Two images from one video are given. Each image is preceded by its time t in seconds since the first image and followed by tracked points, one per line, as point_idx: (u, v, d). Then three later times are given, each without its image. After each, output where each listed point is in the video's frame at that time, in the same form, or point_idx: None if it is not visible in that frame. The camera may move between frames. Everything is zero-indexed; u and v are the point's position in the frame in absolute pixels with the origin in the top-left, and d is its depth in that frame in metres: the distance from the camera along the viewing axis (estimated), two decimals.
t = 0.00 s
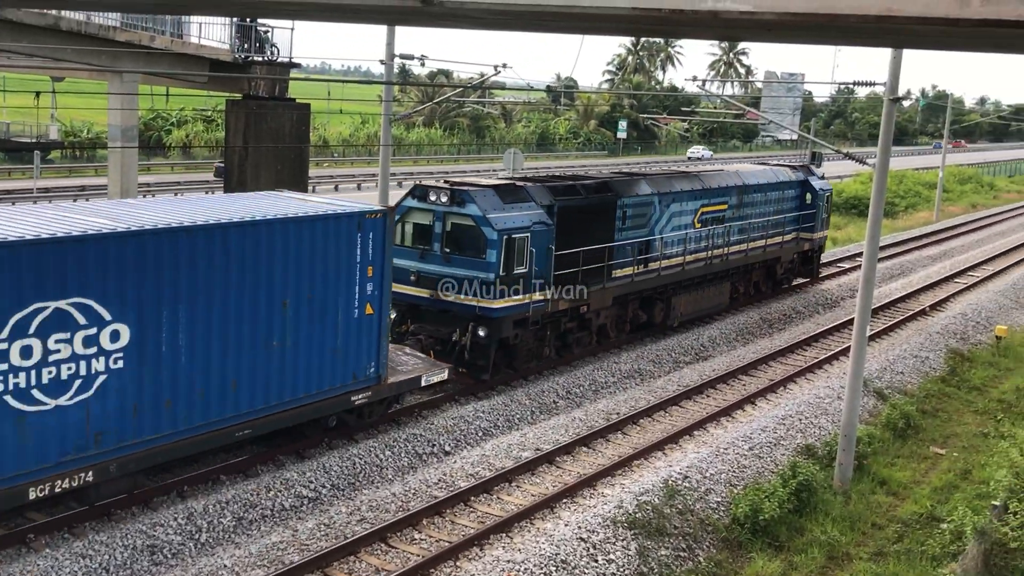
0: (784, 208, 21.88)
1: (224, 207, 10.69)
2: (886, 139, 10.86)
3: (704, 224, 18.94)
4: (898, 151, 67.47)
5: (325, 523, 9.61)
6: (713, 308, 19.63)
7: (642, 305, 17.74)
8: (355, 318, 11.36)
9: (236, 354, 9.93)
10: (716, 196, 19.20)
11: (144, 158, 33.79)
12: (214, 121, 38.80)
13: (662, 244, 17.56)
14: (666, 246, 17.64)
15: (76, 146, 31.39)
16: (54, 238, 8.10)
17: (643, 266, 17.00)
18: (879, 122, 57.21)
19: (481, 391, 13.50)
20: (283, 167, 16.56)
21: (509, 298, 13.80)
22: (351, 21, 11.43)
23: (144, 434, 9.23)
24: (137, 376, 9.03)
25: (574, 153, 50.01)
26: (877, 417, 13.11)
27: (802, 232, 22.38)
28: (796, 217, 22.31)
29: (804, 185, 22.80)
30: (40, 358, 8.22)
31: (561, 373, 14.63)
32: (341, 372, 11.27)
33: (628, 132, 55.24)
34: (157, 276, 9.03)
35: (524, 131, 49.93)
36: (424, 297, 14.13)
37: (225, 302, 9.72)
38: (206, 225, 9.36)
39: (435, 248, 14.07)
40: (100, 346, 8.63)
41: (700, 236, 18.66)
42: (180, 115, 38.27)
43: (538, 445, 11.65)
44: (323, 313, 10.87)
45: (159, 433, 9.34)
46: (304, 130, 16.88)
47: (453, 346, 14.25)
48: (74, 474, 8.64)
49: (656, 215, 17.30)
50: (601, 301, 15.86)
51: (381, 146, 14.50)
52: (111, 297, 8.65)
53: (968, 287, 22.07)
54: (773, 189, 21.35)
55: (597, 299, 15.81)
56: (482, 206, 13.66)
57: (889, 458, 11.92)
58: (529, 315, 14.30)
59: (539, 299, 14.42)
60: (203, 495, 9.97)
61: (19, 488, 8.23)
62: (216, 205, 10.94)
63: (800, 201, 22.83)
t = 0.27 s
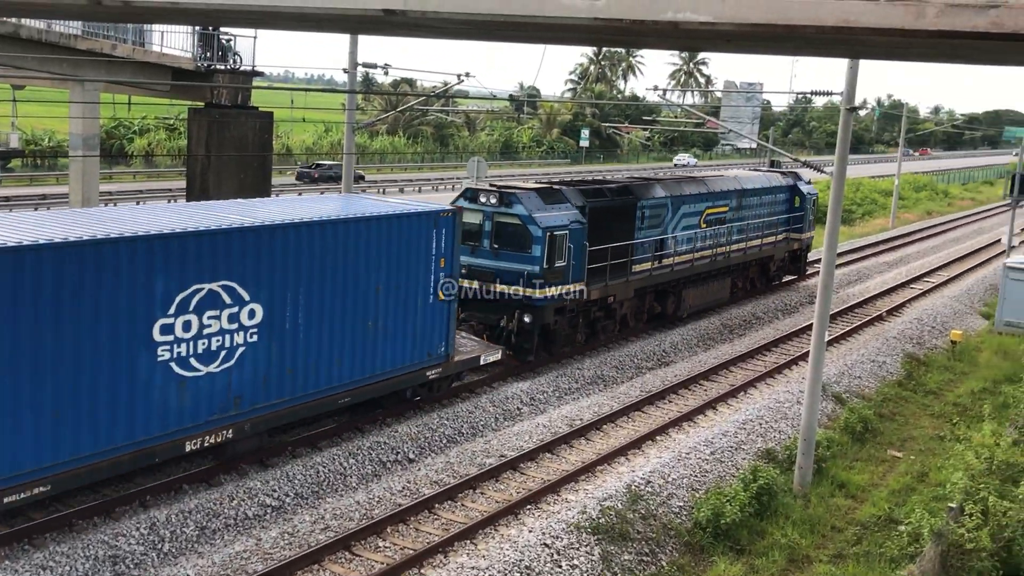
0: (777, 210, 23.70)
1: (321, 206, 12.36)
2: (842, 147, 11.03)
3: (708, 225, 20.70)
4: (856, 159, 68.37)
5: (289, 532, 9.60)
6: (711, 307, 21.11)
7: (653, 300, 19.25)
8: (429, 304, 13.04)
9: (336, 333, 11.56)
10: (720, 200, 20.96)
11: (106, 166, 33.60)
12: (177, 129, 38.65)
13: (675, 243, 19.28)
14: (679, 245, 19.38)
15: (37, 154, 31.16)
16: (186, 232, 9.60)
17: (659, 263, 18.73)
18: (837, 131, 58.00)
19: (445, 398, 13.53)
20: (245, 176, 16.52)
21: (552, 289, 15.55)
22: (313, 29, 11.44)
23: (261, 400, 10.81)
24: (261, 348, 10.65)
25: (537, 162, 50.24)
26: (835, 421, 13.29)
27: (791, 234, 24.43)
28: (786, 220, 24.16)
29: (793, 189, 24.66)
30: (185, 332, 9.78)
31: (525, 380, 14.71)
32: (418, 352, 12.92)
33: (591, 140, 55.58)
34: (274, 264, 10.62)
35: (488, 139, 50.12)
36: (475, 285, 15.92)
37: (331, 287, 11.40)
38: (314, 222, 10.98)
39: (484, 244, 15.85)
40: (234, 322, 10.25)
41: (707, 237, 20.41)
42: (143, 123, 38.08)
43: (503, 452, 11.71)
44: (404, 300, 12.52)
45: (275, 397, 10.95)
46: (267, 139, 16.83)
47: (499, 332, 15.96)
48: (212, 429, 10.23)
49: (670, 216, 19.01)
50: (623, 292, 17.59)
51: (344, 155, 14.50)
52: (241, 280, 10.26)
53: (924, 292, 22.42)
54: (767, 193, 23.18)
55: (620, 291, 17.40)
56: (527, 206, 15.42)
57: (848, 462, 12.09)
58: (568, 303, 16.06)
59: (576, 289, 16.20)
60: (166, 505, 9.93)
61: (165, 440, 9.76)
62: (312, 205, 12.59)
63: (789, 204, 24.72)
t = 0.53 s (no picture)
0: (771, 213, 25.20)
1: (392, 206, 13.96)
2: (806, 157, 11.12)
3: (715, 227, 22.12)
4: (822, 167, 68.99)
5: (255, 542, 9.53)
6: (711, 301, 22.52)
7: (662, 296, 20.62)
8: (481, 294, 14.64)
9: (409, 318, 13.15)
10: (726, 203, 22.43)
11: (71, 173, 33.31)
12: (144, 137, 38.43)
13: (685, 244, 20.64)
14: (689, 245, 20.73)
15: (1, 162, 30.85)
16: (296, 226, 11.11)
17: (672, 260, 20.08)
18: (802, 140, 58.55)
19: (413, 406, 13.51)
20: (211, 183, 16.44)
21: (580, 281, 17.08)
22: (280, 37, 11.40)
23: (353, 374, 12.41)
24: (354, 331, 12.25)
25: (505, 169, 50.32)
26: (801, 428, 13.38)
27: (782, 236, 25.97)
28: (781, 223, 25.73)
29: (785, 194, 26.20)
30: (295, 315, 11.34)
31: (494, 388, 14.72)
32: (471, 337, 14.52)
33: (559, 149, 55.76)
34: (367, 256, 12.19)
35: (456, 147, 50.15)
36: (516, 281, 17.50)
37: (409, 277, 13.00)
38: (388, 221, 12.35)
39: (523, 243, 17.37)
40: (336, 307, 11.85)
41: (712, 238, 21.80)
42: (109, 131, 37.82)
43: (471, 460, 11.70)
44: (462, 290, 14.10)
45: (364, 372, 12.56)
46: (233, 146, 16.77)
47: (536, 321, 17.53)
48: (316, 398, 11.81)
49: (681, 219, 20.35)
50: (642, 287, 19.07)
51: (311, 163, 14.46)
52: (341, 270, 11.84)
53: (888, 300, 22.64)
54: (764, 198, 24.70)
55: (637, 285, 18.83)
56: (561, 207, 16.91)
57: (814, 468, 12.18)
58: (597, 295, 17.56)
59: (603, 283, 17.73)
60: (131, 516, 9.83)
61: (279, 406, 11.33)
62: (377, 205, 14.12)
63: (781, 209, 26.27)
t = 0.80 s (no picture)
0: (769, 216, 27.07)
1: (452, 206, 15.77)
2: (778, 164, 11.21)
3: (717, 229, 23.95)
4: (795, 174, 69.52)
5: (230, 551, 9.49)
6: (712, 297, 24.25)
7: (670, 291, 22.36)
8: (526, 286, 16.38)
9: (465, 306, 14.85)
10: (727, 207, 24.30)
11: (44, 181, 33.14)
12: (118, 144, 38.28)
13: (693, 245, 22.48)
14: (696, 246, 22.55)
15: None
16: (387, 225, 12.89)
17: (682, 259, 21.89)
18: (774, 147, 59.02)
19: (388, 414, 13.51)
20: (186, 191, 16.44)
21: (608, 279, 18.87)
22: (254, 44, 11.39)
23: (425, 354, 14.16)
24: (423, 316, 13.96)
25: (480, 177, 50.41)
26: (775, 432, 13.47)
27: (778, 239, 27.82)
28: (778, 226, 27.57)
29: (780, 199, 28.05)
30: (381, 301, 13.01)
31: (469, 395, 14.74)
32: (516, 324, 16.22)
33: (534, 156, 55.91)
34: (433, 251, 13.89)
35: (432, 155, 50.23)
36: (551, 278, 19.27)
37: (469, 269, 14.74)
38: (456, 221, 14.16)
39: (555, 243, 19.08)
40: (413, 295, 13.59)
41: (716, 240, 23.62)
42: (82, 139, 37.65)
43: (446, 467, 11.71)
44: (513, 282, 15.82)
45: (433, 352, 14.31)
46: (207, 154, 16.78)
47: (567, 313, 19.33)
48: (398, 374, 13.54)
49: (689, 222, 22.19)
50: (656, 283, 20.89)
51: (286, 170, 14.44)
52: (418, 262, 13.59)
53: (860, 305, 22.83)
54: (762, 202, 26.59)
55: (654, 281, 20.69)
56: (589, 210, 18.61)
57: (787, 473, 12.26)
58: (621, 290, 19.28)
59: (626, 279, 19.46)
60: (104, 526, 9.76)
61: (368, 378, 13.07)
62: (439, 205, 15.91)
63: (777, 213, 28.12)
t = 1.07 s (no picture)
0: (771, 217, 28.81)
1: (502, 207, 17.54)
2: (758, 168, 11.28)
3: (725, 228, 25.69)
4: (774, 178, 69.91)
5: (213, 560, 9.45)
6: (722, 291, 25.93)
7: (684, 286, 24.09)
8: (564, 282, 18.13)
9: (510, 300, 16.40)
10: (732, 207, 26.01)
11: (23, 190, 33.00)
12: (97, 153, 38.18)
13: (703, 243, 24.21)
14: (706, 244, 24.29)
15: None
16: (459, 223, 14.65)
17: (695, 256, 23.60)
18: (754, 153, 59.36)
19: (371, 421, 13.50)
20: (167, 199, 16.47)
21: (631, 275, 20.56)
22: (233, 52, 11.38)
23: (482, 340, 15.81)
24: (481, 306, 15.62)
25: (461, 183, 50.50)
26: (756, 435, 13.53)
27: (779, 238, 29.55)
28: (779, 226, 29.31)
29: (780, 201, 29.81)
30: (448, 290, 14.64)
31: (452, 401, 14.75)
32: (556, 315, 17.91)
33: (515, 162, 56.05)
34: (487, 248, 15.50)
35: (413, 162, 50.29)
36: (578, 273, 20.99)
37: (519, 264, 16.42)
38: (509, 220, 15.88)
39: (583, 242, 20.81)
40: (474, 287, 15.26)
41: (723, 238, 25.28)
42: (61, 147, 37.53)
43: (429, 473, 11.72)
44: (554, 276, 17.53)
45: (490, 339, 16.02)
46: (188, 162, 16.71)
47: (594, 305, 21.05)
48: (460, 357, 15.19)
49: (700, 221, 23.92)
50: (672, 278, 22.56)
51: (267, 178, 14.42)
52: (479, 257, 15.26)
53: (839, 308, 22.96)
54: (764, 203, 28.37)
55: (672, 276, 22.38)
56: (614, 210, 20.35)
57: (769, 476, 12.33)
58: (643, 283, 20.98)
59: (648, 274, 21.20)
60: (86, 535, 9.71)
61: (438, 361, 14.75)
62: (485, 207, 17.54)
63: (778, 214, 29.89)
